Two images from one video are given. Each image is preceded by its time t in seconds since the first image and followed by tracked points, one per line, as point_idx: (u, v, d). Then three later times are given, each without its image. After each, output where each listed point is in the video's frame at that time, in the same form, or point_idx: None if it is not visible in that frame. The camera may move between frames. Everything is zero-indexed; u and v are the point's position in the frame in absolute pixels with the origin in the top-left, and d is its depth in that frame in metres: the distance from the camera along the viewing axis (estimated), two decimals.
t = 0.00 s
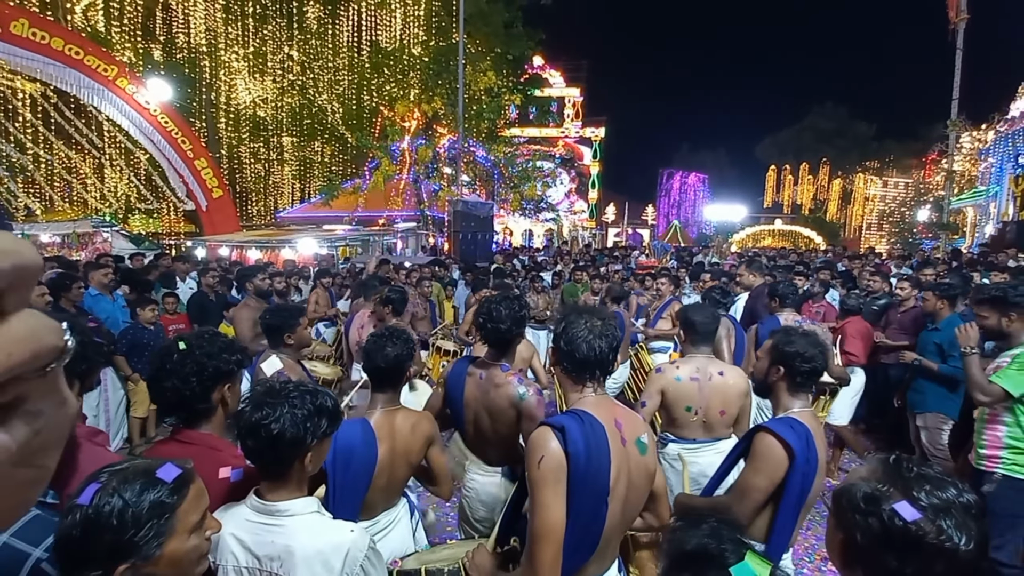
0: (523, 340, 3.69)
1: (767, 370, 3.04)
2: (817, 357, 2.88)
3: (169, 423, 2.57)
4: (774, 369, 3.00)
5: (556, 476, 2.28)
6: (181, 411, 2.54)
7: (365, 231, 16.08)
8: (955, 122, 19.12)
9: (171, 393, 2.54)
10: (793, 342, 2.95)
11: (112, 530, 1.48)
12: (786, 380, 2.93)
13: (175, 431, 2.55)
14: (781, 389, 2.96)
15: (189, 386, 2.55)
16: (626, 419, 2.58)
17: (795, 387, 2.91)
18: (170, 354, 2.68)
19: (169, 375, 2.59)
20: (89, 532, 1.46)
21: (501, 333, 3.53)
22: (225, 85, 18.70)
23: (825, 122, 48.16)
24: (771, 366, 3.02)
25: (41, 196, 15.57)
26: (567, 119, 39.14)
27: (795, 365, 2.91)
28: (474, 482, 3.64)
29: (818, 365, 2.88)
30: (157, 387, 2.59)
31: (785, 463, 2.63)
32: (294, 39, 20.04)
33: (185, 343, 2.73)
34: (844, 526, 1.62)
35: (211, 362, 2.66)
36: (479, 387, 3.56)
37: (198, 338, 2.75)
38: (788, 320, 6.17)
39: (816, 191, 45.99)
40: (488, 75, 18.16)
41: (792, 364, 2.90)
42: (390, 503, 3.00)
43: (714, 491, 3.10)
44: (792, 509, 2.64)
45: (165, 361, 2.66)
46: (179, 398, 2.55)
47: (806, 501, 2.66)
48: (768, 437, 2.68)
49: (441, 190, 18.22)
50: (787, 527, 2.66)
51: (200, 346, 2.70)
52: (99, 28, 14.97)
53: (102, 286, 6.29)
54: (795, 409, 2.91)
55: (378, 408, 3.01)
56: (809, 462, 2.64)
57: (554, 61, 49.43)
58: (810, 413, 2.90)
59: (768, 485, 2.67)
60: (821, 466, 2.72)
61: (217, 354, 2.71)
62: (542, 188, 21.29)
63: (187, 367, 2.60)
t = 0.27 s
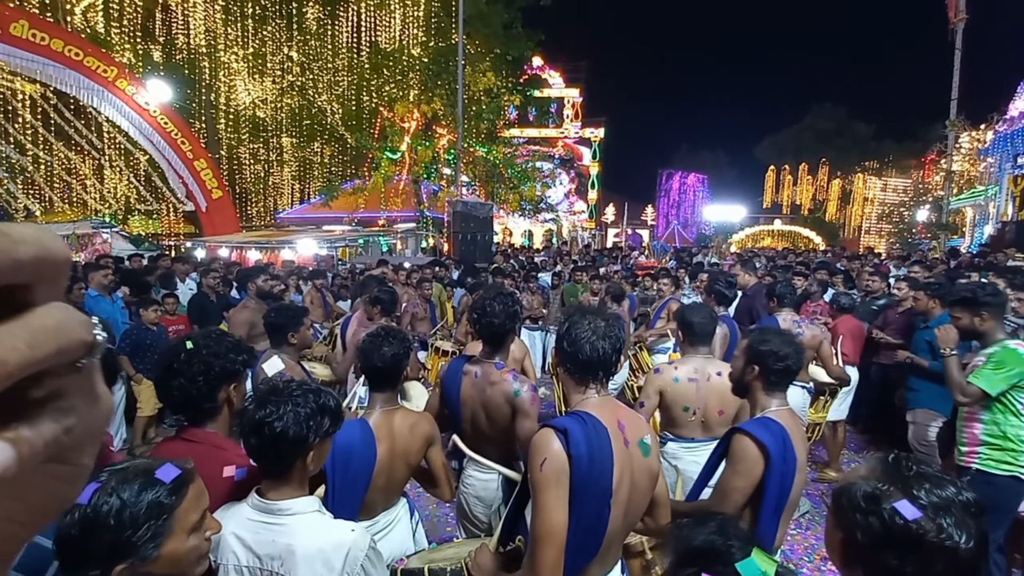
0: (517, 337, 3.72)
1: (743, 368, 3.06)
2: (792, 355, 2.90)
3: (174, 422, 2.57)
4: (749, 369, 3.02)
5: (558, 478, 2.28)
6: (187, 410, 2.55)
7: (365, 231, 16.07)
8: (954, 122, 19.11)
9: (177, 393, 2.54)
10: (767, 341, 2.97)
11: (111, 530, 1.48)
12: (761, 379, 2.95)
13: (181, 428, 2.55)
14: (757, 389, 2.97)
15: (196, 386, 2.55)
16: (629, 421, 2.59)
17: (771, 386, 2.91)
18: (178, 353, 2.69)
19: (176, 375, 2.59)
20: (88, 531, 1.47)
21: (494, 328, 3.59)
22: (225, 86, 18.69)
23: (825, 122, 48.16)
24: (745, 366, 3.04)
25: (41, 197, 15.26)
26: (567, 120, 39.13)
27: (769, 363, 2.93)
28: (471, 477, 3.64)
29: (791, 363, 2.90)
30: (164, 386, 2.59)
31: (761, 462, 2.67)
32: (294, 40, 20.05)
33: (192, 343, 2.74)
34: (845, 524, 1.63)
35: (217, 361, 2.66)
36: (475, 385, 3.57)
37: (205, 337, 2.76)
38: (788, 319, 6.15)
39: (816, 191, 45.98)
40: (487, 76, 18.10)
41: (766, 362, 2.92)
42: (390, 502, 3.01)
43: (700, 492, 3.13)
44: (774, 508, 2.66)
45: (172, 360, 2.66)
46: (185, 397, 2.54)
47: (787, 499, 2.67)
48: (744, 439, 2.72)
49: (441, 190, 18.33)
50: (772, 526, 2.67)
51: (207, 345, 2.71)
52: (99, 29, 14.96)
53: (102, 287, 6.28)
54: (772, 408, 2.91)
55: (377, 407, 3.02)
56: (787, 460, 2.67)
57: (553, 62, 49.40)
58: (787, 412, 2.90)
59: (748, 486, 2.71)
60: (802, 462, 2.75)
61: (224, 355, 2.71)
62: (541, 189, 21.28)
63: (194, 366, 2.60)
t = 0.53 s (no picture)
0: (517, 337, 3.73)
1: (721, 372, 3.08)
2: (768, 356, 2.90)
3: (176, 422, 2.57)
4: (724, 373, 3.04)
5: (559, 480, 2.28)
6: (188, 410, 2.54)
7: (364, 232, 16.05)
8: (953, 122, 19.12)
9: (178, 392, 2.54)
10: (742, 343, 2.98)
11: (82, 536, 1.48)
12: (738, 383, 2.96)
13: (181, 429, 2.55)
14: (735, 394, 2.99)
15: (197, 386, 2.55)
16: (630, 421, 2.59)
17: (747, 390, 2.92)
18: (179, 352, 2.68)
19: (176, 374, 2.58)
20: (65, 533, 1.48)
21: (498, 327, 3.61)
22: (224, 87, 18.66)
23: (824, 122, 48.18)
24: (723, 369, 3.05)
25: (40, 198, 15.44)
26: (566, 120, 39.14)
27: (743, 367, 2.94)
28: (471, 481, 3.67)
29: (764, 366, 2.90)
30: (164, 386, 2.58)
31: (723, 471, 2.73)
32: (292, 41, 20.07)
33: (194, 343, 2.74)
34: (841, 524, 1.63)
35: (218, 361, 2.66)
36: (474, 387, 3.57)
37: (205, 337, 2.76)
38: (784, 318, 6.12)
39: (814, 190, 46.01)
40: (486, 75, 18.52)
41: (741, 364, 2.93)
42: (387, 503, 3.01)
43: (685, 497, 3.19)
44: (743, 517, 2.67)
45: (172, 360, 2.66)
46: (186, 397, 2.54)
47: (756, 508, 2.67)
48: (710, 449, 2.78)
49: (440, 191, 18.39)
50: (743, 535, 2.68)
51: (208, 345, 2.70)
52: (97, 30, 14.96)
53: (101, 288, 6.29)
54: (752, 413, 2.91)
55: (374, 407, 3.01)
56: (754, 469, 2.68)
57: (552, 62, 49.41)
58: (767, 417, 2.90)
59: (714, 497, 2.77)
60: (774, 468, 2.73)
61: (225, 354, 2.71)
62: (540, 189, 21.28)
63: (194, 365, 2.60)
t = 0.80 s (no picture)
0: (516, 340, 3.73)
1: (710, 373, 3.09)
2: (754, 356, 2.90)
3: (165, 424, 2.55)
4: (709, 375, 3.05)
5: (551, 479, 2.28)
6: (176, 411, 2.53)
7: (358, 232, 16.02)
8: (943, 120, 19.24)
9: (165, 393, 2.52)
10: (728, 346, 3.00)
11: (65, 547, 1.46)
12: (724, 385, 2.96)
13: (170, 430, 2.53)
14: (722, 395, 2.98)
15: (185, 387, 2.54)
16: (624, 421, 2.59)
17: (735, 393, 2.91)
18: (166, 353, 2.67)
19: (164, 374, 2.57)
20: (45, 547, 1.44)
21: (498, 329, 3.59)
22: (216, 87, 18.58)
23: (816, 121, 48.39)
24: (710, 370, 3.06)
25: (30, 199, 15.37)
26: (560, 119, 39.20)
27: (730, 369, 2.93)
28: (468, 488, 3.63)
29: (749, 368, 2.89)
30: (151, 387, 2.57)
31: (695, 475, 2.75)
32: (285, 40, 20.00)
33: (181, 344, 2.72)
34: (829, 520, 1.63)
35: (205, 362, 2.63)
36: (471, 390, 3.55)
37: (192, 337, 2.74)
38: (777, 317, 6.11)
39: (807, 189, 46.31)
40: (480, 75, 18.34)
41: (726, 364, 2.94)
42: (377, 504, 2.99)
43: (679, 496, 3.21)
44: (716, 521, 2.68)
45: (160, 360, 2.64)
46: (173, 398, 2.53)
47: (731, 511, 2.67)
48: (686, 451, 2.79)
49: (434, 191, 18.04)
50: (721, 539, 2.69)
51: (195, 345, 2.68)
52: (87, 29, 14.87)
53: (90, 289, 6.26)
54: (741, 413, 2.89)
55: (363, 407, 3.00)
56: (727, 472, 2.67)
57: (547, 61, 49.42)
58: (755, 420, 2.85)
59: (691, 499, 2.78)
60: (750, 473, 2.71)
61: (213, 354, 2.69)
62: (535, 188, 21.28)
63: (181, 366, 2.58)
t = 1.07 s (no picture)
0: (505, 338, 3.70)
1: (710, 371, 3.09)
2: (754, 355, 2.91)
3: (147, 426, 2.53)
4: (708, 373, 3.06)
5: (542, 482, 2.28)
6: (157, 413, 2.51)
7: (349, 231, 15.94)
8: (930, 118, 19.39)
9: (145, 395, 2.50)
10: (726, 345, 2.99)
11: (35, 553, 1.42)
12: (723, 384, 2.97)
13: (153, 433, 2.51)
14: (722, 394, 2.99)
15: (165, 388, 2.53)
16: (612, 421, 2.59)
17: (734, 392, 2.91)
18: (145, 355, 2.64)
19: (144, 376, 2.55)
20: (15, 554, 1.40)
21: (485, 330, 3.59)
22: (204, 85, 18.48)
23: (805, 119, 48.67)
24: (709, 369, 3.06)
25: (16, 200, 15.20)
26: (551, 118, 39.21)
27: (731, 367, 2.94)
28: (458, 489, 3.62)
29: (749, 368, 2.89)
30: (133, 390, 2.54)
31: (699, 475, 2.74)
32: (274, 38, 19.92)
33: (160, 345, 2.69)
34: (811, 515, 1.64)
35: (186, 363, 2.61)
36: (462, 391, 3.52)
37: (172, 338, 2.71)
38: (766, 314, 6.12)
39: (796, 186, 46.61)
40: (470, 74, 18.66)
41: (724, 363, 2.95)
42: (364, 506, 2.98)
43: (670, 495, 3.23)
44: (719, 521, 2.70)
45: (140, 361, 2.62)
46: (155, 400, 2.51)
47: (733, 511, 2.69)
48: (690, 451, 2.77)
49: (425, 190, 18.17)
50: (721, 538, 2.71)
51: (176, 346, 2.66)
52: (72, 28, 14.73)
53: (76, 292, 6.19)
54: (742, 412, 2.89)
55: (347, 408, 2.99)
56: (733, 472, 2.69)
57: (537, 60, 49.38)
58: (755, 419, 2.87)
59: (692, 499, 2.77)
60: (754, 472, 2.74)
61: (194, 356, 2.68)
62: (526, 187, 21.25)
63: (162, 368, 2.56)
